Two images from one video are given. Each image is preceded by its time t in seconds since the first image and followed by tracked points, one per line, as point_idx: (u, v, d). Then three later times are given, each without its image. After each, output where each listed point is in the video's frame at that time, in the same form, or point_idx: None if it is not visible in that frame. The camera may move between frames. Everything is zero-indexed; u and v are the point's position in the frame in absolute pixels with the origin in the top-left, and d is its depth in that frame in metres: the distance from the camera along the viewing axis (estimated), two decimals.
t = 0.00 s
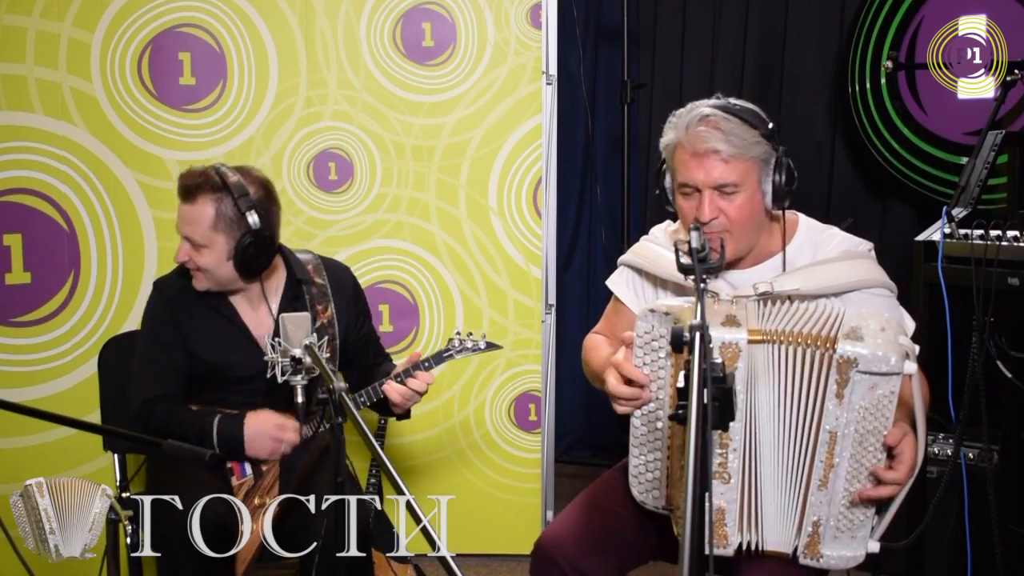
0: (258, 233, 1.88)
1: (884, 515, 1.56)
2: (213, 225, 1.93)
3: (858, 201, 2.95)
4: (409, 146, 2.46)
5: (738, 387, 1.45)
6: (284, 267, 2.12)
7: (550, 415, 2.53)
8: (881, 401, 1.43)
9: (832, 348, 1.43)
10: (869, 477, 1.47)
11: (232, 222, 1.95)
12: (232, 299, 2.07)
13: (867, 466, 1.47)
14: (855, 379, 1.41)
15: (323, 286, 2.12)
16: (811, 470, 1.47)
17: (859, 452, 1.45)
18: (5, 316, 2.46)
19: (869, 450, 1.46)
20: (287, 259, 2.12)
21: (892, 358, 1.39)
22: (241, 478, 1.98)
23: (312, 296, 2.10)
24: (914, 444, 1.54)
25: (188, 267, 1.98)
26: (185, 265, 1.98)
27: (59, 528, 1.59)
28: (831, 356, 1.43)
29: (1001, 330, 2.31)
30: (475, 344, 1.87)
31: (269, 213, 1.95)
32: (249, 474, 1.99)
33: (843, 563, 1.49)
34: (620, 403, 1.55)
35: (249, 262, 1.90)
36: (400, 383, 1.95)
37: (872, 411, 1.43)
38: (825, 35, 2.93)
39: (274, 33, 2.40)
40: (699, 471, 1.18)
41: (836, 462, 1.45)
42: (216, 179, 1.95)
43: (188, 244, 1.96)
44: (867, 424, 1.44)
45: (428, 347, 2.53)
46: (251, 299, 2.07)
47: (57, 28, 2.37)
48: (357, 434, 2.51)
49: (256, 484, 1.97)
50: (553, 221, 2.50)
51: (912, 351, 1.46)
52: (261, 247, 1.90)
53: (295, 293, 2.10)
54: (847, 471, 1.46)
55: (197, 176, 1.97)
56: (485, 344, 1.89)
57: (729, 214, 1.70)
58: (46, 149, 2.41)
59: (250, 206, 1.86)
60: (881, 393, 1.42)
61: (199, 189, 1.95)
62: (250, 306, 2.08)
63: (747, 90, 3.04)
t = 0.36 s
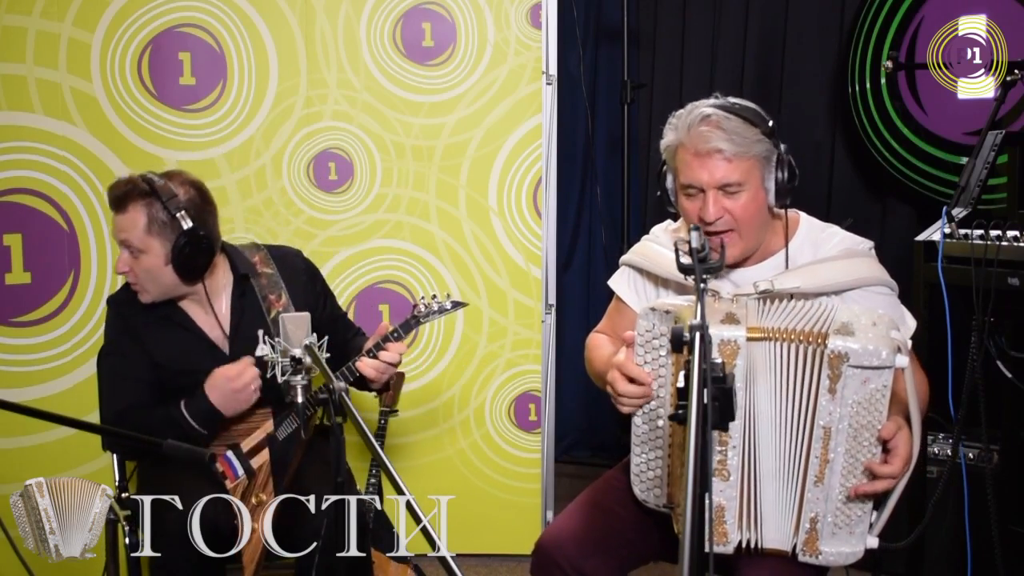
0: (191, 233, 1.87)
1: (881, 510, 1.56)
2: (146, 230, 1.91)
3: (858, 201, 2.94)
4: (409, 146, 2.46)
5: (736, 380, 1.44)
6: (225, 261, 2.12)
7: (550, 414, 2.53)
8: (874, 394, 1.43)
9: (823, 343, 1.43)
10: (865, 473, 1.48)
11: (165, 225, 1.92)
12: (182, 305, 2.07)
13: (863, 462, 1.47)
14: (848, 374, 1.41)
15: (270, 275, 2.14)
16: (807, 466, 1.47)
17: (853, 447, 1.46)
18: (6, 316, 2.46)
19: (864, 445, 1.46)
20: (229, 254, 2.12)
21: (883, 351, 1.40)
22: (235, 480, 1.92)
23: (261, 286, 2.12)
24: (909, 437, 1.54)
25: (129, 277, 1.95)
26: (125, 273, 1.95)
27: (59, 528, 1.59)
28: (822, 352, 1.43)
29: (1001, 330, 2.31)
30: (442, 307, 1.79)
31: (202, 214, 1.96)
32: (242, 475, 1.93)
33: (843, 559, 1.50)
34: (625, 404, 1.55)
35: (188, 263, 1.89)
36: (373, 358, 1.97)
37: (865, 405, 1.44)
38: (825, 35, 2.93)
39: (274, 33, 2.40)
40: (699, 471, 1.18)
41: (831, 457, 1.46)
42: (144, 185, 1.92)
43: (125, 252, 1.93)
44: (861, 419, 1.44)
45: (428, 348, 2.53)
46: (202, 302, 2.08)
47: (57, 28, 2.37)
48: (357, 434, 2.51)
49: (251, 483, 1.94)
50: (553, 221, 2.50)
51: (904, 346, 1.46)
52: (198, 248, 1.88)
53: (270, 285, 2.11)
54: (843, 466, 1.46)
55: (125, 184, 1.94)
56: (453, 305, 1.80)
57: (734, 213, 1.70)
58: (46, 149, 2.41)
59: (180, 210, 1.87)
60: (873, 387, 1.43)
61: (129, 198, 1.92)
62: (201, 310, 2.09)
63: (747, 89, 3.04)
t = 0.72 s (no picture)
0: (264, 231, 1.91)
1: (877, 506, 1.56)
2: (218, 222, 1.95)
3: (858, 201, 2.94)
4: (409, 146, 2.46)
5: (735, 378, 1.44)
6: (283, 266, 2.12)
7: (550, 414, 2.53)
8: (867, 390, 1.43)
9: (814, 340, 1.43)
10: (860, 469, 1.48)
11: (237, 220, 1.96)
12: (232, 298, 2.08)
13: (857, 459, 1.47)
14: (840, 370, 1.41)
15: (319, 283, 2.12)
16: (802, 464, 1.47)
17: (847, 443, 1.46)
18: (5, 316, 2.46)
19: (858, 441, 1.46)
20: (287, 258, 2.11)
21: (875, 347, 1.40)
22: (244, 481, 1.91)
23: (308, 292, 2.10)
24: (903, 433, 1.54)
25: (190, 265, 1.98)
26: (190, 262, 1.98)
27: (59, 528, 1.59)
28: (813, 348, 1.43)
29: (1002, 330, 2.31)
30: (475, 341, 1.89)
31: (273, 212, 1.99)
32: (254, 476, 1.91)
33: (840, 556, 1.49)
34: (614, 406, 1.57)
35: (256, 261, 1.93)
36: (401, 380, 1.98)
37: (859, 401, 1.43)
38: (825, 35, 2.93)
39: (273, 33, 2.40)
40: (699, 470, 1.18)
41: (826, 454, 1.45)
42: (222, 176, 1.96)
43: (191, 241, 1.96)
44: (855, 415, 1.44)
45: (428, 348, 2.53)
46: (252, 295, 2.08)
47: (57, 28, 2.37)
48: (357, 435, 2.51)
49: (259, 487, 1.91)
50: (553, 221, 2.50)
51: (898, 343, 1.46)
52: (266, 247, 1.92)
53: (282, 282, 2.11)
54: (838, 463, 1.46)
55: (203, 175, 1.97)
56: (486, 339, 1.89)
57: (735, 212, 1.70)
58: (46, 149, 2.41)
59: (256, 206, 1.88)
60: (867, 382, 1.42)
61: (205, 188, 1.96)
62: (250, 303, 2.09)
63: (747, 89, 3.04)
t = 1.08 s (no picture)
0: (197, 223, 1.88)
1: (876, 505, 1.55)
2: (151, 221, 1.91)
3: (858, 201, 2.94)
4: (409, 146, 2.46)
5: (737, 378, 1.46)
6: (229, 252, 2.11)
7: (550, 414, 2.53)
8: (863, 389, 1.43)
9: (810, 338, 1.43)
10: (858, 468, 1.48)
11: (170, 215, 1.92)
12: (186, 298, 2.07)
13: (855, 456, 1.46)
14: (836, 368, 1.41)
15: (273, 270, 2.14)
16: (799, 462, 1.48)
17: (844, 442, 1.45)
18: (6, 316, 2.46)
19: (855, 440, 1.46)
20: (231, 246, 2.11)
21: (871, 345, 1.40)
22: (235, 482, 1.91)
23: (263, 281, 2.11)
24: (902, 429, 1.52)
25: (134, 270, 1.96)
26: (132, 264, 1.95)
27: (59, 528, 1.59)
28: (810, 346, 1.43)
29: (1001, 330, 2.31)
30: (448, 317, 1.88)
31: (208, 205, 1.96)
32: (242, 479, 1.87)
33: (837, 555, 1.49)
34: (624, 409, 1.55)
35: (195, 255, 1.89)
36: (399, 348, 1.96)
37: (855, 399, 1.43)
38: (825, 35, 2.93)
39: (273, 33, 2.40)
40: (699, 470, 1.18)
41: (822, 453, 1.45)
42: (150, 174, 1.92)
43: (129, 245, 1.93)
44: (851, 414, 1.44)
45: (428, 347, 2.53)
46: (206, 295, 2.06)
47: (57, 28, 2.37)
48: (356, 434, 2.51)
49: (251, 487, 1.92)
50: (553, 221, 2.50)
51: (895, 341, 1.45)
52: (203, 237, 1.90)
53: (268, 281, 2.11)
54: (835, 461, 1.46)
55: (130, 176, 1.94)
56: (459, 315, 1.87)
57: (739, 213, 1.70)
58: (46, 149, 2.41)
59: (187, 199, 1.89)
60: (863, 381, 1.42)
61: (135, 188, 1.92)
62: (206, 304, 2.08)
63: (747, 89, 3.04)
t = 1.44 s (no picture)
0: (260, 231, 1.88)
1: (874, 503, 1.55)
2: (214, 222, 1.92)
3: (858, 201, 2.94)
4: (409, 146, 2.46)
5: (740, 373, 1.46)
6: (278, 266, 2.09)
7: (550, 414, 2.53)
8: (863, 385, 1.43)
9: (810, 334, 1.43)
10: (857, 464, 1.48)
11: (234, 219, 1.94)
12: (227, 296, 2.07)
13: (853, 453, 1.47)
14: (834, 364, 1.42)
15: (316, 279, 2.13)
16: (798, 459, 1.48)
17: (843, 438, 1.46)
18: (5, 316, 2.46)
19: (854, 437, 1.46)
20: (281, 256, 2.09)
21: (870, 341, 1.40)
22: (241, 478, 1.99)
23: (306, 289, 2.10)
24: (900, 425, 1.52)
25: (187, 263, 1.97)
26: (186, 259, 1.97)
27: (60, 528, 1.59)
28: (809, 343, 1.43)
29: (1001, 330, 2.31)
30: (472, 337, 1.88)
31: (269, 212, 1.96)
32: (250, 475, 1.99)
33: (836, 552, 1.49)
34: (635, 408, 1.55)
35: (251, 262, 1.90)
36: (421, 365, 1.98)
37: (854, 396, 1.44)
38: (825, 35, 2.93)
39: (273, 33, 2.40)
40: (698, 470, 1.18)
41: (821, 449, 1.46)
42: (218, 174, 1.95)
43: (187, 240, 1.94)
44: (850, 410, 1.45)
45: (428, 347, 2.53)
46: (246, 295, 2.07)
47: (57, 28, 2.37)
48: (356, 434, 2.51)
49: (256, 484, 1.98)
50: (553, 221, 2.50)
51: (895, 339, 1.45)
52: (262, 245, 1.89)
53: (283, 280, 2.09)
54: (834, 458, 1.46)
55: (198, 172, 1.96)
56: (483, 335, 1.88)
57: (736, 217, 1.70)
58: (46, 149, 2.41)
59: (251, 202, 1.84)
60: (862, 377, 1.43)
61: (201, 186, 1.94)
62: (245, 302, 2.08)
63: (747, 89, 3.04)
